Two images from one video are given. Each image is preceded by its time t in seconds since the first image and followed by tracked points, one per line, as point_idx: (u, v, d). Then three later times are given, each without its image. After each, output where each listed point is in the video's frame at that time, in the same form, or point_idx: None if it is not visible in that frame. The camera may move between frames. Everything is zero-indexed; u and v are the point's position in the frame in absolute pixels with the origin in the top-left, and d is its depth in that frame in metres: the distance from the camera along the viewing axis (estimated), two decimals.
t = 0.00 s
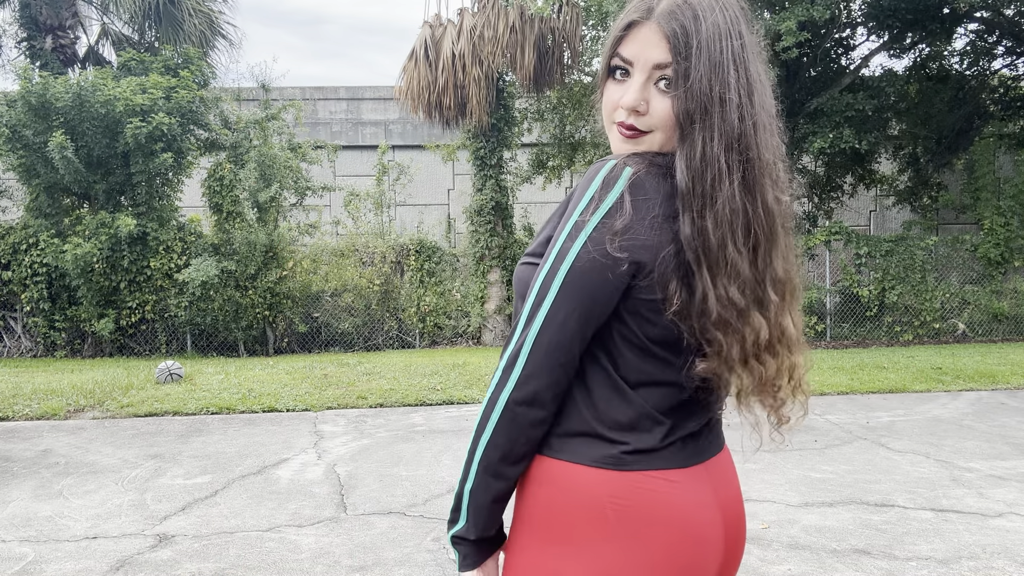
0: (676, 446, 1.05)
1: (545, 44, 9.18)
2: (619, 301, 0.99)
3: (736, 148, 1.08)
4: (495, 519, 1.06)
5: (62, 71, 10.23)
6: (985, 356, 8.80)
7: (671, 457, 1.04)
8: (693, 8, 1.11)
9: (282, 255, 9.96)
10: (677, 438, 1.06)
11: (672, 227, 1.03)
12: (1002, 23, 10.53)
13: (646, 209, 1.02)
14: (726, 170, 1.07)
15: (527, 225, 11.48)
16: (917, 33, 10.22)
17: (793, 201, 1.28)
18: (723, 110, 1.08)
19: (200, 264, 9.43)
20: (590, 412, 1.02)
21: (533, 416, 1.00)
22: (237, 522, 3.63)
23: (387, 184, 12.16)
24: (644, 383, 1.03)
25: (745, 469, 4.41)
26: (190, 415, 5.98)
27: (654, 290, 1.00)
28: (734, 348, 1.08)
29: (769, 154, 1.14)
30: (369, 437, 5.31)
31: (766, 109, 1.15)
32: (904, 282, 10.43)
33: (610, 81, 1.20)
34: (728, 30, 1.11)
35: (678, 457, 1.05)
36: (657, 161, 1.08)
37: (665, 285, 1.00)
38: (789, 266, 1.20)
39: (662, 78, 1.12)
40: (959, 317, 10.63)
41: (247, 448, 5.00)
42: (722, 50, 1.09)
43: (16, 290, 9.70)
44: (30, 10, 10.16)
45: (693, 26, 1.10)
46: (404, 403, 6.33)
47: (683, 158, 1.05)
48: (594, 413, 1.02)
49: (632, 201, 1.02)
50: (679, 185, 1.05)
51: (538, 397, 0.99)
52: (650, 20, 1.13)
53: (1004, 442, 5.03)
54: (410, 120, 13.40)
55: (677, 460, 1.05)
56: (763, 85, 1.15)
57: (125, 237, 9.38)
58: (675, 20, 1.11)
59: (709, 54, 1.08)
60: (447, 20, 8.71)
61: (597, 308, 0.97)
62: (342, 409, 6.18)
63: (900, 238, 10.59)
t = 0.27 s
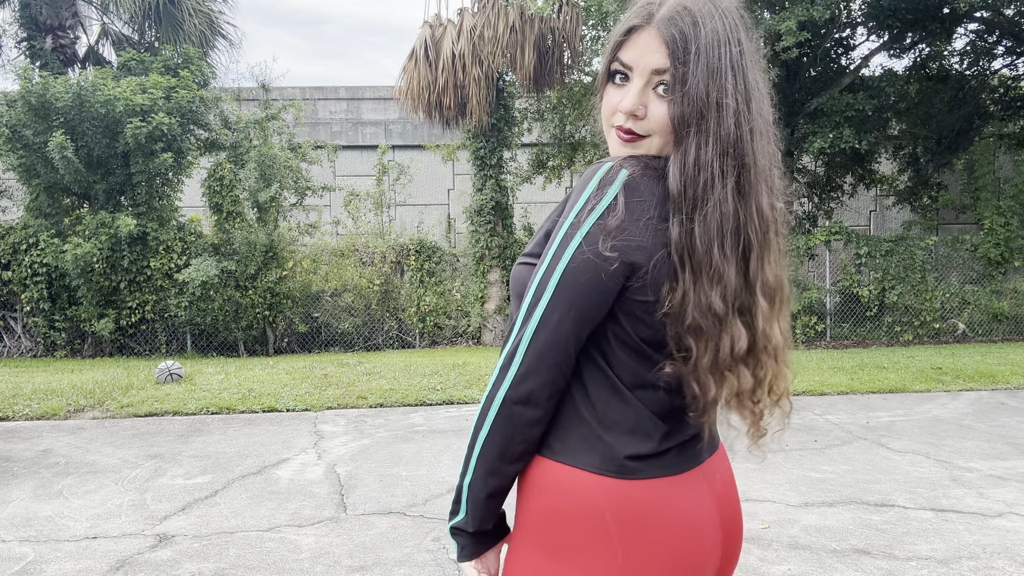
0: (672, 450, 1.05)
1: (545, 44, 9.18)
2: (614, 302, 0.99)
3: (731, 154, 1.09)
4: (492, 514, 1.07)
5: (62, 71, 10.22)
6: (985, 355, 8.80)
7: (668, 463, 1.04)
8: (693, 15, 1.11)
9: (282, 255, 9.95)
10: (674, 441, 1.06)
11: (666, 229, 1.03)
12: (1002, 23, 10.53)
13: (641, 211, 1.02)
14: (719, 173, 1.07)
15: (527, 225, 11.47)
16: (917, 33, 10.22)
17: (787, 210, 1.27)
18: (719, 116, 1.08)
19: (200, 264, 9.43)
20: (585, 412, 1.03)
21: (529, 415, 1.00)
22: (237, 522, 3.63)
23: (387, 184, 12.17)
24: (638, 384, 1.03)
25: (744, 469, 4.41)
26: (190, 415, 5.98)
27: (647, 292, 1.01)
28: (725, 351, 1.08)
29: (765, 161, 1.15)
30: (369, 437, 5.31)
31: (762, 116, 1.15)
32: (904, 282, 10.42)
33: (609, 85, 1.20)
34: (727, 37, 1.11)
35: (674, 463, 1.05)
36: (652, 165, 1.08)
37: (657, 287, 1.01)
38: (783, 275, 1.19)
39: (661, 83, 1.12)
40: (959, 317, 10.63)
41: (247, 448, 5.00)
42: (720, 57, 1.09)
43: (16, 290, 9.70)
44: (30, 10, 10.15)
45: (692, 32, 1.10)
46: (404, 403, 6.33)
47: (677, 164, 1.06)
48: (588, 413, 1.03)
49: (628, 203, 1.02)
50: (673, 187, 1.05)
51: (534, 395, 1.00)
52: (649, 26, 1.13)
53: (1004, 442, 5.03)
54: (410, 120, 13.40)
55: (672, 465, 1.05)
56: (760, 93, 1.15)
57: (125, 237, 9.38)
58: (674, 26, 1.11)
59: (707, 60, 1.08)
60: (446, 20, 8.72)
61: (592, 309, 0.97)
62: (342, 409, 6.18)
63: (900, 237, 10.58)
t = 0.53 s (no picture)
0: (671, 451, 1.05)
1: (545, 44, 9.19)
2: (611, 302, 0.99)
3: (726, 156, 1.09)
4: (493, 510, 1.07)
5: (63, 71, 10.23)
6: (985, 356, 8.80)
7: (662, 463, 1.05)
8: (690, 17, 1.11)
9: (282, 255, 9.95)
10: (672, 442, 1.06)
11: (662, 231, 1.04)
12: (1002, 23, 10.53)
13: (637, 212, 1.02)
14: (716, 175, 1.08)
15: (527, 225, 11.48)
16: (918, 33, 10.23)
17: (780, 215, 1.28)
18: (715, 119, 1.08)
19: (200, 264, 9.43)
20: (584, 412, 1.03)
21: (527, 415, 1.01)
22: (237, 522, 3.63)
23: (387, 184, 12.17)
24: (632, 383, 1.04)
25: (744, 469, 4.41)
26: (190, 415, 5.98)
27: (641, 292, 1.01)
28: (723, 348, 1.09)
29: (759, 165, 1.15)
30: (369, 437, 5.31)
31: (757, 120, 1.16)
32: (904, 282, 10.41)
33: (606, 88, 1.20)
34: (724, 41, 1.11)
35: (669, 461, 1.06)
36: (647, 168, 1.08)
37: (652, 286, 1.02)
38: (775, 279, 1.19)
39: (657, 85, 1.11)
40: (959, 317, 10.63)
41: (247, 448, 5.00)
42: (717, 60, 1.10)
43: (16, 290, 9.70)
44: (30, 10, 10.15)
45: (688, 36, 1.10)
46: (404, 403, 6.33)
47: (672, 166, 1.06)
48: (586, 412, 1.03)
49: (624, 205, 1.02)
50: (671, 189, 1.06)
51: (532, 395, 1.00)
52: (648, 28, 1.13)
53: (1004, 442, 5.03)
54: (410, 120, 13.41)
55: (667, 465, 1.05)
56: (755, 96, 1.16)
57: (125, 237, 9.38)
58: (672, 29, 1.11)
59: (703, 63, 1.08)
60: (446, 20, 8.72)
61: (589, 310, 0.98)
62: (342, 409, 6.18)
63: (901, 237, 10.57)
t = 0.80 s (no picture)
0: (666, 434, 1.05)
1: (545, 44, 9.19)
2: (609, 290, 1.00)
3: (725, 145, 1.09)
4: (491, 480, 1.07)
5: (63, 71, 10.23)
6: (985, 356, 8.80)
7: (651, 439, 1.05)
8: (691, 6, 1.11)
9: (282, 255, 9.95)
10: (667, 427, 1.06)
11: (659, 219, 1.04)
12: (1002, 23, 10.54)
13: (636, 199, 1.03)
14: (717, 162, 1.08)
15: (527, 225, 11.47)
16: (917, 33, 10.23)
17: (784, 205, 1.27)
18: (715, 109, 1.09)
19: (200, 264, 9.43)
20: (582, 395, 1.03)
21: (525, 398, 1.01)
22: (237, 522, 3.63)
23: (387, 184, 12.18)
24: (631, 368, 1.04)
25: (744, 469, 4.41)
26: (190, 415, 5.98)
27: (639, 279, 1.02)
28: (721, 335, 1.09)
29: (760, 154, 1.14)
30: (369, 437, 5.30)
31: (758, 109, 1.16)
32: (904, 282, 10.41)
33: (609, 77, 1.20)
34: (724, 32, 1.11)
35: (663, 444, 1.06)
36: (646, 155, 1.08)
37: (650, 273, 1.02)
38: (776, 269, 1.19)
39: (657, 75, 1.11)
40: (959, 317, 10.63)
41: (247, 448, 5.00)
42: (718, 51, 1.10)
43: (16, 290, 9.70)
44: (30, 10, 10.15)
45: (689, 25, 1.10)
46: (404, 403, 6.33)
47: (672, 154, 1.06)
48: (584, 396, 1.03)
49: (623, 191, 1.03)
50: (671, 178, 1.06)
51: (530, 379, 1.00)
52: (649, 17, 1.13)
53: (1004, 442, 5.03)
54: (410, 120, 13.41)
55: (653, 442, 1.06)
56: (757, 85, 1.16)
57: (125, 237, 9.39)
58: (672, 18, 1.10)
59: (704, 54, 1.08)
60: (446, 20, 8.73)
61: (587, 297, 0.99)
62: (342, 409, 6.18)
63: (901, 237, 10.56)
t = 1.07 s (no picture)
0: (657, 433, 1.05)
1: (545, 44, 9.20)
2: (591, 286, 1.01)
3: (716, 144, 1.09)
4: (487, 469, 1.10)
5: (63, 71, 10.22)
6: (985, 356, 8.80)
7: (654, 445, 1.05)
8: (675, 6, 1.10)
9: (282, 255, 9.94)
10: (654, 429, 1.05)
11: (645, 217, 1.04)
12: (1002, 23, 10.55)
13: (617, 195, 1.02)
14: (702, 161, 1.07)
15: (526, 225, 11.47)
16: (917, 33, 10.23)
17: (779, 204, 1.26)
18: (704, 107, 1.08)
19: (200, 264, 9.44)
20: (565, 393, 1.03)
21: (510, 393, 1.02)
22: (237, 522, 3.63)
23: (387, 184, 12.19)
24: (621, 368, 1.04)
25: (745, 469, 4.41)
26: (190, 415, 5.98)
27: (621, 275, 1.01)
28: (708, 337, 1.07)
29: (752, 153, 1.14)
30: (369, 437, 5.30)
31: (751, 107, 1.15)
32: (904, 282, 10.40)
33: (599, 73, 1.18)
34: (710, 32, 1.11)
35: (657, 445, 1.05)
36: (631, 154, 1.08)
37: (632, 269, 1.02)
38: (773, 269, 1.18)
39: (645, 72, 1.10)
40: (959, 317, 10.63)
41: (247, 448, 5.00)
42: (707, 50, 1.09)
43: (16, 290, 9.70)
44: (30, 10, 10.14)
45: (677, 24, 1.10)
46: (404, 403, 6.33)
47: (660, 151, 1.06)
48: (567, 393, 1.03)
49: (604, 184, 1.03)
50: (656, 176, 1.05)
51: (511, 376, 1.01)
52: (638, 15, 1.12)
53: (1004, 442, 5.03)
54: (410, 120, 13.41)
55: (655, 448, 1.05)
56: (748, 83, 1.15)
57: (125, 237, 9.39)
58: (659, 17, 1.10)
59: (692, 52, 1.08)
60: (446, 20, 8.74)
61: (570, 294, 0.99)
62: (342, 409, 6.18)
63: (901, 237, 10.55)
